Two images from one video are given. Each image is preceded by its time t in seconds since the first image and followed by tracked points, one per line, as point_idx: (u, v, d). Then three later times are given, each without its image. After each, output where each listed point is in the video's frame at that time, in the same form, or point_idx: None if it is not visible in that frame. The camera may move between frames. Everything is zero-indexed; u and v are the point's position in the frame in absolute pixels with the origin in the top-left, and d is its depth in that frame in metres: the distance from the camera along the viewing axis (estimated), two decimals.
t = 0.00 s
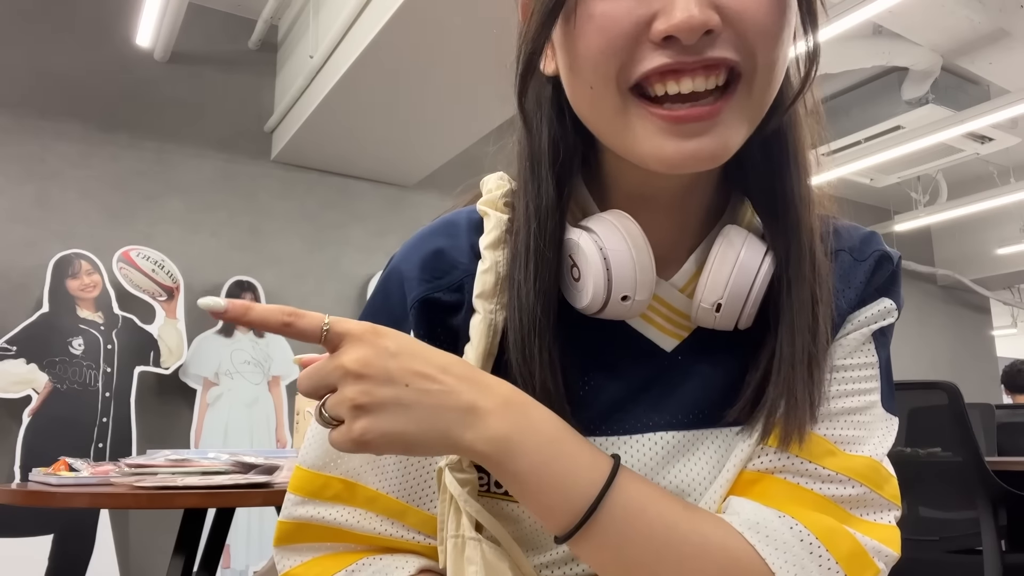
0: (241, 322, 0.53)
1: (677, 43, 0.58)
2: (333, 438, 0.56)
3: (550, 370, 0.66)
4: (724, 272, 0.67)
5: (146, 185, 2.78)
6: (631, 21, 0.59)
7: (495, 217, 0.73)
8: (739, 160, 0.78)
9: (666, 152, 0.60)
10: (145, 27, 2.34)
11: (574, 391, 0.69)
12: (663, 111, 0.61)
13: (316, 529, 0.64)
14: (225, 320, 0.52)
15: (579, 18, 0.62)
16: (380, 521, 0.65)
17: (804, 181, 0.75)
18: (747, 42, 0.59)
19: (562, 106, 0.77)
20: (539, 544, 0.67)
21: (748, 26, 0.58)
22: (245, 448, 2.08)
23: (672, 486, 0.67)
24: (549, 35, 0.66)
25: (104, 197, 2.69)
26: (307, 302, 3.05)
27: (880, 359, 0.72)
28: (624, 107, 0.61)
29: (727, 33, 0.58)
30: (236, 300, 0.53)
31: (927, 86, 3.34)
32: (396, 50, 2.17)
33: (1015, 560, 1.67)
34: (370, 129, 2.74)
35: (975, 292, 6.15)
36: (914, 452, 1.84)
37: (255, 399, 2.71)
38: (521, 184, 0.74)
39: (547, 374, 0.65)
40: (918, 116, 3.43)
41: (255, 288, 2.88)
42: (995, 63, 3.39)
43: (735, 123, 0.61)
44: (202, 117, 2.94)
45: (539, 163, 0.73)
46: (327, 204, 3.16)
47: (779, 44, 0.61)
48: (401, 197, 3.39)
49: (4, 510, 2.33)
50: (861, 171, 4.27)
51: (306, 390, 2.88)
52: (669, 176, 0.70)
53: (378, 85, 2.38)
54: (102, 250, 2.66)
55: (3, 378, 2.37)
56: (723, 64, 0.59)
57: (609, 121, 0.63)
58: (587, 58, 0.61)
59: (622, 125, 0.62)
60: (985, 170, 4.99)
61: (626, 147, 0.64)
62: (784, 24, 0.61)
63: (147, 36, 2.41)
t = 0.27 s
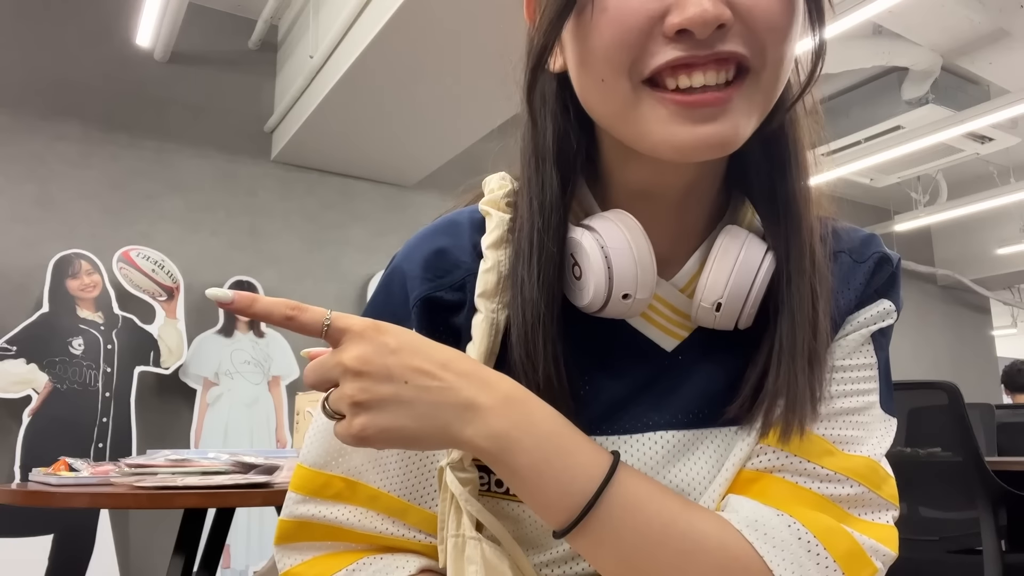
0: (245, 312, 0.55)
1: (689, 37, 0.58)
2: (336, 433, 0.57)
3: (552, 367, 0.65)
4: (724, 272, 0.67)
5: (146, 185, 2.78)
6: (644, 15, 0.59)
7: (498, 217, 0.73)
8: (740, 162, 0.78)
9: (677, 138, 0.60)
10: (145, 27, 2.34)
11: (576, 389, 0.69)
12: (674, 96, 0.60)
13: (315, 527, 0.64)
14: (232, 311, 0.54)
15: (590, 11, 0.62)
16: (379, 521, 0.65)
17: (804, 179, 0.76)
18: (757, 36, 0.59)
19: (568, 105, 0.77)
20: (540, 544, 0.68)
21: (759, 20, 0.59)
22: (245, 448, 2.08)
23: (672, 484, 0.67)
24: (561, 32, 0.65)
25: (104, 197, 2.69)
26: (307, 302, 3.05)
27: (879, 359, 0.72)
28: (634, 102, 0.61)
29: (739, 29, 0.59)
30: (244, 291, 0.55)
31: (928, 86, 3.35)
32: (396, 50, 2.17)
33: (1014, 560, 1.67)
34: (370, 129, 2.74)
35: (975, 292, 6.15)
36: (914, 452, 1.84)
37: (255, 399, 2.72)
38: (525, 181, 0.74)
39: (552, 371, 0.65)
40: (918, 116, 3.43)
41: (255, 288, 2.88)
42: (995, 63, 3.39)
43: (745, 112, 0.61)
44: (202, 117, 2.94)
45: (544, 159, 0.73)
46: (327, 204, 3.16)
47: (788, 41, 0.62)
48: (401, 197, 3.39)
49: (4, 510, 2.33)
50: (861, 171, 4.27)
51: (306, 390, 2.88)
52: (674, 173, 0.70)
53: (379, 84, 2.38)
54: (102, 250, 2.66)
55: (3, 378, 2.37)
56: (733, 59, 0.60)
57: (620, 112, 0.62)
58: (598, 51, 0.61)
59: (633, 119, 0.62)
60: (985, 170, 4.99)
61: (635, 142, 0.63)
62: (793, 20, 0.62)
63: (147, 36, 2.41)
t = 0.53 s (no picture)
0: (239, 314, 0.55)
1: (698, 36, 0.58)
2: (333, 432, 0.57)
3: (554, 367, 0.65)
4: (725, 270, 0.67)
5: (146, 185, 2.78)
6: (654, 13, 0.59)
7: (502, 217, 0.73)
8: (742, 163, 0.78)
9: (687, 138, 0.60)
10: (145, 27, 2.34)
11: (578, 389, 0.69)
12: (683, 95, 0.60)
13: (317, 525, 0.64)
14: (226, 313, 0.54)
15: (599, 9, 0.62)
16: (380, 519, 0.65)
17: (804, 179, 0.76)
18: (766, 35, 0.59)
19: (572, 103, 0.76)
20: (541, 543, 0.68)
21: (769, 19, 0.59)
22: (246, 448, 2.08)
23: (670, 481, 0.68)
24: (571, 33, 0.65)
25: (104, 197, 2.69)
26: (307, 302, 3.05)
27: (879, 359, 0.72)
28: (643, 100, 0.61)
29: (749, 28, 0.59)
30: (239, 293, 0.55)
31: (927, 86, 3.35)
32: (396, 51, 2.17)
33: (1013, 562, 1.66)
34: (370, 129, 2.74)
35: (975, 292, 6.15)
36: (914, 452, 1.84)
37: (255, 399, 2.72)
38: (529, 180, 0.74)
39: (555, 370, 0.65)
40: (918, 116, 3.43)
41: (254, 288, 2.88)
42: (995, 63, 3.38)
43: (752, 111, 0.61)
44: (202, 117, 2.94)
45: (548, 158, 0.73)
46: (327, 204, 3.16)
47: (796, 38, 0.62)
48: (401, 197, 3.39)
49: (4, 510, 2.33)
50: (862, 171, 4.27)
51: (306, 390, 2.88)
52: (678, 173, 0.70)
53: (378, 85, 2.38)
54: (102, 250, 2.66)
55: (3, 378, 2.37)
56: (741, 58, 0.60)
57: (630, 111, 0.62)
58: (609, 50, 0.61)
59: (642, 118, 0.62)
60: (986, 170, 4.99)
61: (644, 140, 0.63)
62: (800, 19, 0.62)
63: (147, 36, 2.41)
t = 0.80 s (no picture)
0: (242, 323, 0.55)
1: (711, 29, 0.58)
2: (341, 440, 0.57)
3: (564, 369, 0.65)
4: (735, 270, 0.67)
5: (146, 185, 2.78)
6: (666, 7, 0.59)
7: (510, 219, 0.73)
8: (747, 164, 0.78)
9: (702, 131, 0.60)
10: (145, 27, 2.34)
11: (586, 389, 0.69)
12: (696, 89, 0.60)
13: (319, 528, 0.64)
14: (229, 323, 0.54)
15: (611, 5, 0.62)
16: (381, 521, 0.65)
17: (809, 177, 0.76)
18: (779, 28, 0.60)
19: (578, 101, 0.76)
20: (543, 544, 0.68)
21: (782, 12, 0.59)
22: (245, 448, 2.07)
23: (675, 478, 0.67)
24: (584, 28, 0.64)
25: (104, 197, 2.69)
26: (307, 302, 3.05)
27: (882, 357, 0.73)
28: (655, 96, 0.61)
29: (761, 22, 0.59)
30: (240, 304, 0.55)
31: (927, 86, 3.35)
32: (396, 51, 2.17)
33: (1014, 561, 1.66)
34: (370, 129, 2.74)
35: (975, 292, 6.15)
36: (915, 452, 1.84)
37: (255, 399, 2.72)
38: (536, 180, 0.73)
39: (563, 371, 0.65)
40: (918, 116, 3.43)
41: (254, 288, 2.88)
42: (995, 63, 3.38)
43: (765, 105, 0.61)
44: (202, 117, 2.94)
45: (557, 159, 0.73)
46: (327, 204, 3.16)
47: (807, 31, 0.62)
48: (401, 197, 3.39)
49: (4, 510, 2.33)
50: (862, 171, 4.27)
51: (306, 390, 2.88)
52: (687, 173, 0.69)
53: (378, 84, 2.38)
54: (102, 250, 2.66)
55: (3, 378, 2.37)
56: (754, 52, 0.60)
57: (642, 106, 0.62)
58: (621, 44, 0.61)
59: (654, 113, 0.62)
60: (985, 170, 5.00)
61: (655, 136, 0.63)
62: (812, 13, 0.62)
63: (147, 36, 2.41)
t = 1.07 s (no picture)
0: (238, 311, 0.55)
1: (713, 28, 0.58)
2: (332, 429, 0.57)
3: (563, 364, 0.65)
4: (734, 272, 0.67)
5: (146, 184, 2.78)
6: (669, 6, 0.59)
7: (512, 216, 0.73)
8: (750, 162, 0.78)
9: (705, 133, 0.60)
10: (145, 27, 2.34)
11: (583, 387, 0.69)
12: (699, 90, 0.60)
13: (318, 522, 0.64)
14: (226, 311, 0.55)
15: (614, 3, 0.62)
16: (381, 517, 0.65)
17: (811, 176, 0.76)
18: (781, 27, 0.60)
19: (581, 99, 0.76)
20: (541, 543, 0.68)
21: (786, 12, 0.59)
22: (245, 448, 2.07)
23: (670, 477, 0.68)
24: (589, 24, 0.64)
25: (104, 197, 2.69)
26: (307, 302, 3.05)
27: (881, 359, 0.73)
28: (656, 95, 0.61)
29: (765, 21, 0.59)
30: (238, 292, 0.56)
31: (927, 86, 3.35)
32: (396, 50, 2.17)
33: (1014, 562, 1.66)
34: (370, 129, 2.74)
35: (976, 293, 6.15)
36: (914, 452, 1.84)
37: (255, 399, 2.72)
38: (539, 177, 0.73)
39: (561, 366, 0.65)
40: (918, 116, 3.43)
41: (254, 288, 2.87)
42: (996, 63, 3.38)
43: (768, 107, 0.61)
44: (202, 117, 2.94)
45: (561, 154, 0.73)
46: (327, 204, 3.16)
47: (813, 30, 0.62)
48: (401, 197, 3.39)
49: (4, 510, 2.33)
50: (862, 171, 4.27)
51: (306, 390, 2.88)
52: (690, 174, 0.69)
53: (378, 84, 2.38)
54: (102, 250, 2.66)
55: (3, 378, 2.37)
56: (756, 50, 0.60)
57: (643, 105, 0.62)
58: (623, 43, 0.61)
59: (655, 112, 0.62)
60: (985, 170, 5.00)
61: (656, 136, 0.63)
62: (817, 12, 0.62)
63: (147, 36, 2.41)
